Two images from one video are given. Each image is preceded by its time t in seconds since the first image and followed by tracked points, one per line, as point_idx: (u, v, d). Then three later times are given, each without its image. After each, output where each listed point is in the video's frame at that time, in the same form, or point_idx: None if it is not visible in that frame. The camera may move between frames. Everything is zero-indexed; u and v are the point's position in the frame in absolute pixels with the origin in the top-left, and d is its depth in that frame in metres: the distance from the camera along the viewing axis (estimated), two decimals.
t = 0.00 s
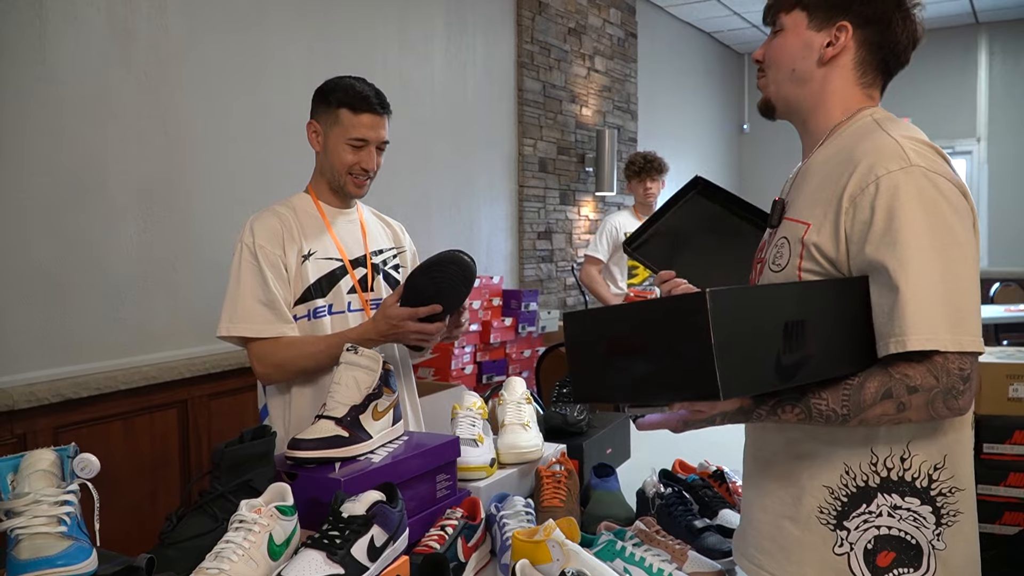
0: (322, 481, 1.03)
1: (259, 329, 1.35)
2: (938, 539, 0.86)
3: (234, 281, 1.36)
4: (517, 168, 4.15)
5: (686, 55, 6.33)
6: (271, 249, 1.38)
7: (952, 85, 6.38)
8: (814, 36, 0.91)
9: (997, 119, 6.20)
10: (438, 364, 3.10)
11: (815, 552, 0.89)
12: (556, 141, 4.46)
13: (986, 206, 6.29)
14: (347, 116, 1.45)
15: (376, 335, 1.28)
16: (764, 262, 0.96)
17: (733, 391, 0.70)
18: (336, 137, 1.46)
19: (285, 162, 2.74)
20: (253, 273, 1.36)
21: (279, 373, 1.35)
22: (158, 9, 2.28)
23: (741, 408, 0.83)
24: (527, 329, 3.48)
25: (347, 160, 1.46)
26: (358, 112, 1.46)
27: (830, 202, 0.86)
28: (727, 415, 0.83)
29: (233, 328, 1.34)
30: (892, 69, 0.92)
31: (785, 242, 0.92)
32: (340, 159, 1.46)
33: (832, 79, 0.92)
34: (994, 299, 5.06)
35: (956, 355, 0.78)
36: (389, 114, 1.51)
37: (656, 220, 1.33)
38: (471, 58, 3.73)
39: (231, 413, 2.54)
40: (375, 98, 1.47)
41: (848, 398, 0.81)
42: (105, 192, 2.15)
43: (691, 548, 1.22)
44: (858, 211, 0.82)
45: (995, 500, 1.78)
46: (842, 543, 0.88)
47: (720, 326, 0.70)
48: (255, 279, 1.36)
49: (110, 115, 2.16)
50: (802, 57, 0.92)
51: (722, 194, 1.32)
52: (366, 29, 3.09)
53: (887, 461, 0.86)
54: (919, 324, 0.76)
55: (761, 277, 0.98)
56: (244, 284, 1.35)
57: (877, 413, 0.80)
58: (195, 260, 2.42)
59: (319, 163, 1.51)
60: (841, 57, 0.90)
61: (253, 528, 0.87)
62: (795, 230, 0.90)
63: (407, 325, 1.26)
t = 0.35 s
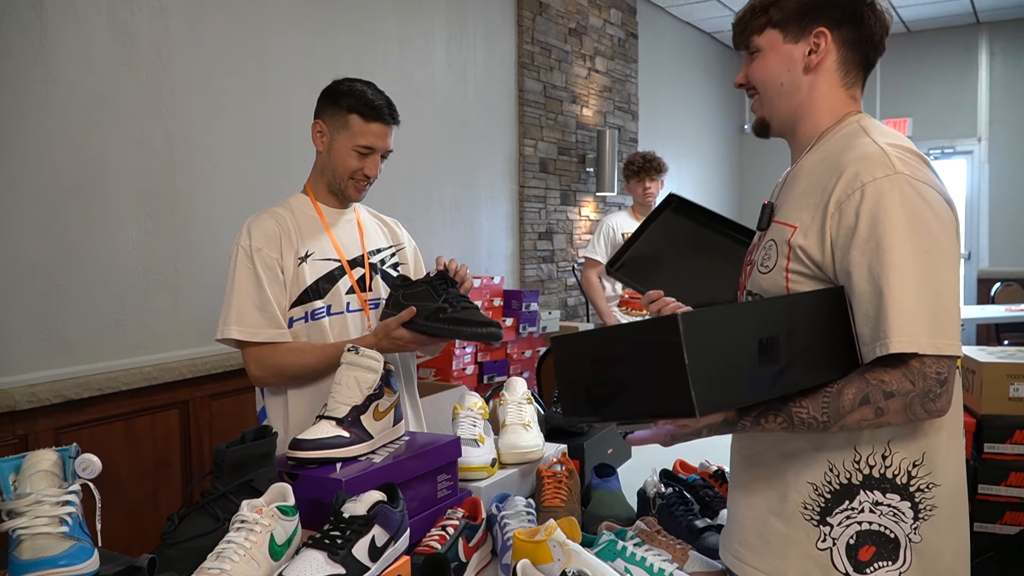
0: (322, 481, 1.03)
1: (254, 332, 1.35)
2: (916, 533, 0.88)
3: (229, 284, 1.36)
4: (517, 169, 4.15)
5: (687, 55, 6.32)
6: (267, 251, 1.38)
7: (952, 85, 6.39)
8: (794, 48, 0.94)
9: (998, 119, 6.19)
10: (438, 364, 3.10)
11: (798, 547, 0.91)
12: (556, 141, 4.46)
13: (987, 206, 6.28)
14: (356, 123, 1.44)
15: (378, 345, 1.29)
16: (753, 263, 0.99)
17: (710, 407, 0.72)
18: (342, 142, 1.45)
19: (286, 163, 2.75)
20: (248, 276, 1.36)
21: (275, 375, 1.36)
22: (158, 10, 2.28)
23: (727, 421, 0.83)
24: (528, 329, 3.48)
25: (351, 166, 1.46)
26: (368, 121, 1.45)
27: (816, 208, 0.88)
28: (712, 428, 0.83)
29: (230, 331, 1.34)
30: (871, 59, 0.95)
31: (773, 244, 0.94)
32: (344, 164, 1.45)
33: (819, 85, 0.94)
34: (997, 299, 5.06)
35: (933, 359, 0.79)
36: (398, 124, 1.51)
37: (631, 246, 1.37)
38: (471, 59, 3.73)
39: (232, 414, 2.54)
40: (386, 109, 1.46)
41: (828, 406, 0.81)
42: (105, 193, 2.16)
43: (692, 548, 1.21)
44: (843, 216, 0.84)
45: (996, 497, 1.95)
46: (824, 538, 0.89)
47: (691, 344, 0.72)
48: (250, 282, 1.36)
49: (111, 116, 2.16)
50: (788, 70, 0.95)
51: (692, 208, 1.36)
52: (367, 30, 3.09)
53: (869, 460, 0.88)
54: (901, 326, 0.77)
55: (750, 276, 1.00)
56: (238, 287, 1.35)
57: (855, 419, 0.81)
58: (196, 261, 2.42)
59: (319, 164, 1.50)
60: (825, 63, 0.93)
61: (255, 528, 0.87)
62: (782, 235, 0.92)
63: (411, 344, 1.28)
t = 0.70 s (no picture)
0: (323, 481, 1.03)
1: (253, 332, 1.35)
2: (904, 532, 0.88)
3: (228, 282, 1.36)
4: (519, 170, 4.15)
5: (689, 57, 6.32)
6: (267, 250, 1.38)
7: (954, 88, 6.39)
8: (775, 57, 0.94)
9: (1001, 122, 6.18)
10: (440, 365, 3.10)
11: (788, 546, 0.90)
12: (558, 142, 4.46)
13: (990, 210, 6.27)
14: (366, 125, 1.44)
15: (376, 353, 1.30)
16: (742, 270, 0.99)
17: (678, 398, 0.72)
18: (349, 143, 1.45)
19: (288, 162, 2.74)
20: (246, 275, 1.36)
21: (272, 376, 1.36)
22: (161, 9, 2.28)
23: (711, 417, 0.85)
24: (529, 330, 3.48)
25: (357, 168, 1.46)
26: (377, 124, 1.45)
27: (797, 216, 0.88)
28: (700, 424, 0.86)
29: (227, 330, 1.34)
30: (853, 65, 0.95)
31: (760, 253, 0.93)
32: (351, 166, 1.46)
33: (799, 93, 0.94)
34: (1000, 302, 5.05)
35: (915, 361, 0.79)
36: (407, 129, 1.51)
37: (630, 241, 1.40)
38: (473, 60, 3.73)
39: (232, 413, 2.54)
40: (395, 113, 1.46)
41: (811, 405, 0.81)
42: (107, 192, 2.16)
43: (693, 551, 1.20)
44: (824, 225, 0.84)
45: (999, 502, 1.95)
46: (814, 537, 0.89)
47: (665, 334, 0.72)
48: (249, 281, 1.36)
49: (113, 114, 2.16)
50: (770, 79, 0.95)
51: (693, 205, 1.36)
52: (369, 30, 3.09)
53: (857, 459, 0.87)
54: (881, 331, 0.77)
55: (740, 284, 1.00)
56: (237, 286, 1.35)
57: (838, 418, 0.81)
58: (198, 260, 2.42)
59: (325, 164, 1.50)
60: (807, 71, 0.93)
61: (255, 530, 0.87)
62: (767, 241, 0.92)
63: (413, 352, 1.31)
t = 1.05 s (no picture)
0: (324, 484, 1.03)
1: (258, 334, 1.35)
2: (896, 537, 0.87)
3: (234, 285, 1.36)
4: (522, 172, 4.15)
5: (693, 61, 6.32)
6: (273, 253, 1.39)
7: (958, 94, 6.39)
8: (768, 66, 0.94)
9: (1005, 128, 6.17)
10: (442, 367, 3.10)
11: (782, 550, 0.90)
12: (561, 145, 4.46)
13: (993, 215, 6.26)
14: (370, 134, 1.44)
15: (378, 340, 1.30)
16: (739, 276, 0.98)
17: (666, 408, 0.73)
18: (354, 151, 1.45)
19: (291, 164, 2.75)
20: (251, 278, 1.36)
21: (277, 378, 1.36)
22: (166, 10, 2.29)
23: (703, 425, 0.86)
24: (532, 333, 3.48)
25: (362, 177, 1.46)
26: (381, 134, 1.44)
27: (792, 224, 0.88)
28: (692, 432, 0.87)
29: (231, 331, 1.34)
30: (844, 76, 0.95)
31: (756, 259, 0.94)
32: (356, 176, 1.46)
33: (792, 102, 0.94)
34: (1003, 308, 5.04)
35: (905, 367, 0.78)
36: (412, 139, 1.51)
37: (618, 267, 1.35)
38: (477, 62, 3.73)
39: (234, 414, 2.54)
40: (399, 121, 1.46)
41: (802, 411, 0.82)
42: (111, 192, 2.16)
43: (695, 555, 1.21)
44: (818, 233, 0.83)
45: (1002, 509, 1.94)
46: (807, 541, 0.89)
47: (652, 346, 0.73)
48: (254, 284, 1.36)
49: (117, 115, 2.16)
50: (762, 87, 0.95)
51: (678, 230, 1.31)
52: (374, 33, 3.10)
53: (851, 465, 0.87)
54: (871, 338, 0.77)
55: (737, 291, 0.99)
56: (243, 287, 1.35)
57: (828, 425, 0.81)
58: (201, 261, 2.42)
59: (329, 170, 1.50)
60: (799, 80, 0.93)
61: (258, 531, 0.87)
62: (763, 248, 0.92)
63: (411, 343, 1.29)
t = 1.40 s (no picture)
0: (327, 486, 1.03)
1: (259, 342, 1.35)
2: (896, 538, 0.87)
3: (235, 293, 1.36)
4: (526, 176, 4.16)
5: (697, 65, 6.33)
6: (274, 260, 1.38)
7: (962, 100, 6.38)
8: (775, 71, 0.94)
9: (1010, 133, 6.16)
10: (445, 370, 3.09)
11: (782, 551, 0.89)
12: (566, 149, 4.46)
13: (999, 221, 6.25)
14: (381, 146, 1.44)
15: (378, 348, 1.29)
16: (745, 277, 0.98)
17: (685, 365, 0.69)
18: (364, 163, 1.45)
19: (296, 166, 2.75)
20: (253, 285, 1.36)
21: (279, 383, 1.37)
22: (172, 12, 2.29)
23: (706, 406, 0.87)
24: (535, 336, 3.48)
25: (372, 188, 1.47)
26: (392, 145, 1.45)
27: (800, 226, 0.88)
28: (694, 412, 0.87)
29: (232, 339, 1.34)
30: (849, 87, 0.95)
31: (763, 262, 0.93)
32: (366, 187, 1.46)
33: (797, 109, 0.94)
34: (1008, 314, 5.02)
35: (910, 368, 0.78)
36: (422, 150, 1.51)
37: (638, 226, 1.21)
38: (482, 65, 3.74)
39: (238, 416, 2.54)
40: (409, 131, 1.46)
41: (807, 402, 0.81)
42: (116, 194, 2.17)
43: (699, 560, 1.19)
44: (827, 235, 0.83)
45: (1006, 515, 1.94)
46: (809, 543, 0.88)
47: (678, 299, 0.70)
48: (256, 292, 1.36)
49: (123, 116, 2.17)
50: (768, 92, 0.94)
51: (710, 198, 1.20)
52: (379, 36, 3.11)
53: (852, 466, 0.87)
54: (877, 338, 0.77)
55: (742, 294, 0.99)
56: (244, 295, 1.35)
57: (833, 418, 0.81)
58: (205, 262, 2.43)
59: (337, 179, 1.49)
60: (805, 87, 0.93)
61: (263, 534, 0.87)
62: (769, 250, 0.92)
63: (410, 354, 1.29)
